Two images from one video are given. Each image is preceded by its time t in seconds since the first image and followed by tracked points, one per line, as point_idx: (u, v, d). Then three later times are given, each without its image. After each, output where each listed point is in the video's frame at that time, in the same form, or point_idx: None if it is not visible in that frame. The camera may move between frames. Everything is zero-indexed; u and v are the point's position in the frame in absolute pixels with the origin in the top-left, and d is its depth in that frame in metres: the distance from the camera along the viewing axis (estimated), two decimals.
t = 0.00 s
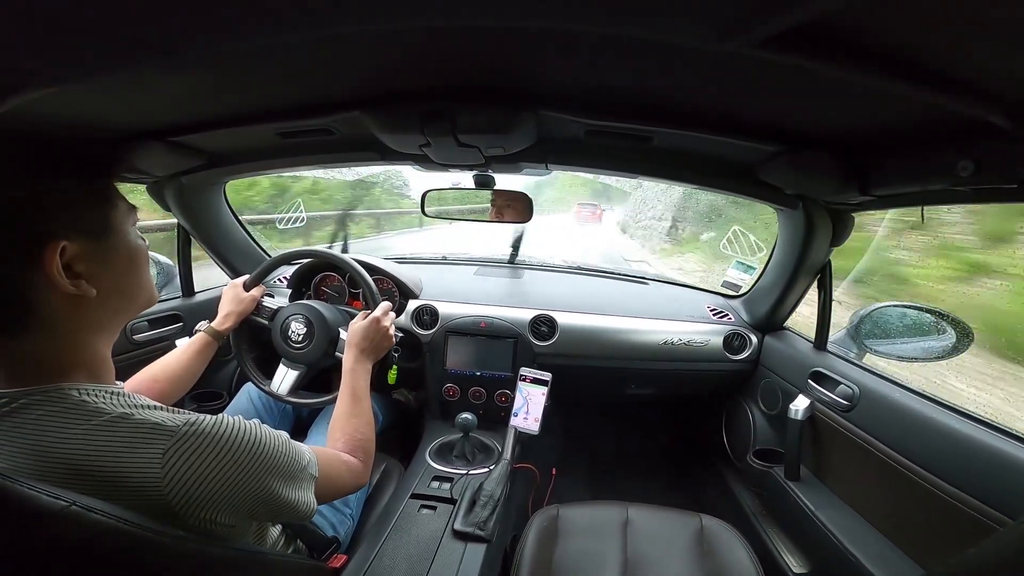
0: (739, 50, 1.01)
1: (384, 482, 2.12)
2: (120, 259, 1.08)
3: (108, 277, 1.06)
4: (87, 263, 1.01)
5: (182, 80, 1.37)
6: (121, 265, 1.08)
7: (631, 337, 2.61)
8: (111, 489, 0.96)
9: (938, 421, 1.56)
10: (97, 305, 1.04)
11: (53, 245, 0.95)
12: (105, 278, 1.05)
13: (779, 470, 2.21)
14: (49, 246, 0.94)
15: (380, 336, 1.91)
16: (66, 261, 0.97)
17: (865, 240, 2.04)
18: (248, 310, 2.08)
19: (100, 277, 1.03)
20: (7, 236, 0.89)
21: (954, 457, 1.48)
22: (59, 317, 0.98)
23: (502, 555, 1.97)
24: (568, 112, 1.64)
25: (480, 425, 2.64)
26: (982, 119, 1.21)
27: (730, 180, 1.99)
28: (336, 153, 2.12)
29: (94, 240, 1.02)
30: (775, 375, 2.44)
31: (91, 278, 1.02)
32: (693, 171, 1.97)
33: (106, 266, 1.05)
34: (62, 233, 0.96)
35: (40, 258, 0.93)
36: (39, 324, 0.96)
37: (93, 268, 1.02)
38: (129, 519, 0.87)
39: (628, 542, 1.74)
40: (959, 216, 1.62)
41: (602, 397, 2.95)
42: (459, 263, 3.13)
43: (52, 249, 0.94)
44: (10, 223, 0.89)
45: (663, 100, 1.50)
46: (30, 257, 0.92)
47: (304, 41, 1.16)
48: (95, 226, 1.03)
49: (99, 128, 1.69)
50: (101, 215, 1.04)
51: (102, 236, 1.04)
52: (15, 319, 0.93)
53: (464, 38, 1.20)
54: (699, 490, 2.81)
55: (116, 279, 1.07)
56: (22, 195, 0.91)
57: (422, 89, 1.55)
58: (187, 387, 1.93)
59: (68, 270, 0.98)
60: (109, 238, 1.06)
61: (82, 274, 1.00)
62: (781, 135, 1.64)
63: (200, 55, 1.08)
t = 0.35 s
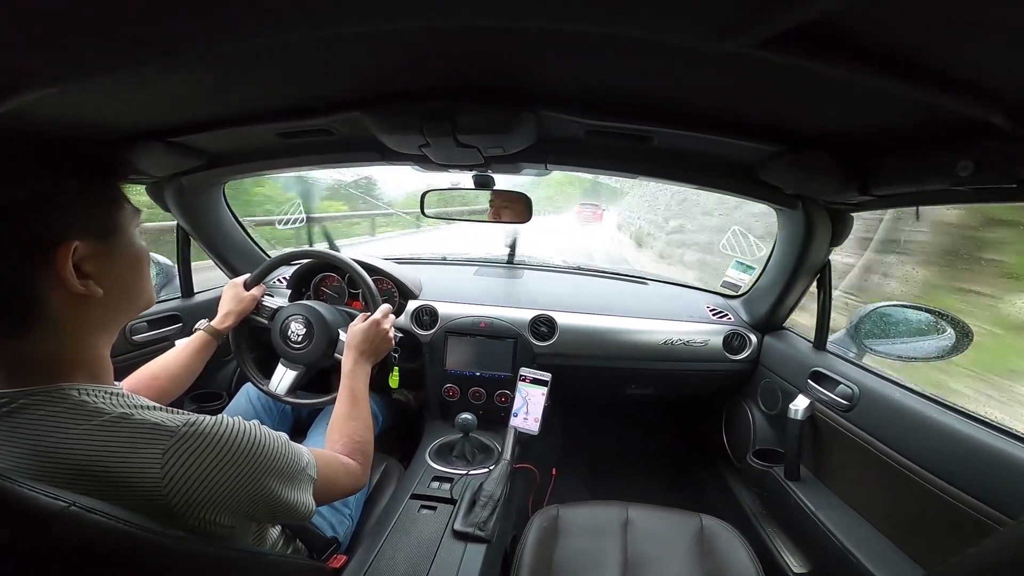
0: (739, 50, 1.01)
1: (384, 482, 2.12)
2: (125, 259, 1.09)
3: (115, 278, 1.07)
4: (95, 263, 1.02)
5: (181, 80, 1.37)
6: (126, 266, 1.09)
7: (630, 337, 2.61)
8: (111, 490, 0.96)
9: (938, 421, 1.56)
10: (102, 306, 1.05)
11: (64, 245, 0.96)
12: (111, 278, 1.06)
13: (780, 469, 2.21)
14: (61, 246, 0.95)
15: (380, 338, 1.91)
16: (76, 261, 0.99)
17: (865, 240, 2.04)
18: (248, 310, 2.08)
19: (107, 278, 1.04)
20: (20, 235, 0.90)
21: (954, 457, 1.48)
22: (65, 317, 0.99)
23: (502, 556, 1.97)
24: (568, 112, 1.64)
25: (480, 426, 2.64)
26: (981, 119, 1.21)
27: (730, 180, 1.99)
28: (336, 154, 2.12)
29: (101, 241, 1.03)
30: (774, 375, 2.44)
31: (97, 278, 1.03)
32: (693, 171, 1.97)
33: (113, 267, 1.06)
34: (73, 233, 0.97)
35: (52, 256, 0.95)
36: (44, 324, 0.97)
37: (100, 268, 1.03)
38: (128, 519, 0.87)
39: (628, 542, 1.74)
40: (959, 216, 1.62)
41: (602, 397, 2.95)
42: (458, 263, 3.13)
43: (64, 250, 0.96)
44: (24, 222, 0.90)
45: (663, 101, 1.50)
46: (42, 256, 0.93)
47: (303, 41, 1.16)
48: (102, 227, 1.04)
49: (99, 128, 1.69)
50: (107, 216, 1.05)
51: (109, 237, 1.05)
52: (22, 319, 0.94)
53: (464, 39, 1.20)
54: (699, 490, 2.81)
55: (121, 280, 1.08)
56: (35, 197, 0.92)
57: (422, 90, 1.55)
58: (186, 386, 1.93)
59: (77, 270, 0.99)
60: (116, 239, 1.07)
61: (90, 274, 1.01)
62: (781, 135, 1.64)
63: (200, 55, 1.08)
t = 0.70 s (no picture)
0: (738, 50, 1.01)
1: (383, 483, 2.12)
2: (120, 259, 1.09)
3: (110, 278, 1.06)
4: (91, 263, 1.02)
5: (180, 81, 1.36)
6: (121, 266, 1.09)
7: (629, 337, 2.61)
8: (108, 491, 0.95)
9: (936, 421, 1.57)
10: (98, 306, 1.05)
11: (61, 245, 0.96)
12: (107, 278, 1.05)
13: (779, 469, 2.21)
14: (58, 245, 0.95)
15: (379, 339, 1.90)
16: (72, 261, 0.98)
17: (864, 240, 2.04)
18: (247, 311, 2.07)
19: (102, 278, 1.04)
20: (19, 234, 0.90)
21: (952, 456, 1.48)
22: (61, 318, 0.98)
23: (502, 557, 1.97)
24: (567, 112, 1.64)
25: (479, 426, 2.64)
26: (980, 120, 1.22)
27: (728, 181, 1.99)
28: (334, 154, 2.12)
29: (97, 241, 1.03)
30: (773, 375, 2.45)
31: (93, 278, 1.02)
32: (693, 171, 1.98)
33: (108, 267, 1.06)
34: (70, 232, 0.97)
35: (50, 256, 0.94)
36: (39, 324, 0.96)
37: (96, 269, 1.03)
38: (126, 520, 0.87)
39: (628, 542, 1.74)
40: (958, 216, 1.62)
41: (601, 398, 2.95)
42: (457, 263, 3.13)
43: (61, 249, 0.96)
44: (22, 222, 0.90)
45: (662, 101, 1.51)
46: (40, 255, 0.93)
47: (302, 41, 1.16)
48: (98, 226, 1.04)
49: (97, 129, 1.68)
50: (103, 216, 1.05)
51: (104, 237, 1.05)
52: (18, 319, 0.93)
53: (463, 39, 1.20)
54: (698, 490, 2.81)
55: (117, 280, 1.08)
56: (33, 197, 0.92)
57: (421, 91, 1.55)
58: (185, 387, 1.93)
59: (74, 270, 0.99)
60: (111, 239, 1.07)
61: (86, 275, 1.01)
62: (780, 135, 1.64)
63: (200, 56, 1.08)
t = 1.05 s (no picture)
0: (736, 50, 1.02)
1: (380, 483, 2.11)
2: (117, 258, 1.09)
3: (107, 276, 1.06)
4: (89, 262, 1.02)
5: (177, 80, 1.36)
6: (117, 265, 1.09)
7: (626, 337, 2.61)
8: (106, 491, 0.95)
9: (932, 421, 1.58)
10: (95, 305, 1.04)
11: (61, 243, 0.96)
12: (104, 276, 1.05)
13: (775, 469, 2.22)
14: (58, 244, 0.95)
15: (376, 337, 1.90)
16: (70, 259, 0.98)
17: (859, 240, 2.05)
18: (241, 313, 2.06)
19: (99, 276, 1.04)
20: (19, 234, 0.90)
21: (948, 455, 1.49)
22: (59, 317, 0.98)
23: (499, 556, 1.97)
24: (565, 112, 1.64)
25: (477, 426, 2.64)
26: (976, 121, 1.22)
27: (725, 181, 2.00)
28: (331, 154, 2.11)
29: (95, 239, 1.03)
30: (769, 375, 2.46)
31: (90, 276, 1.02)
32: (690, 172, 1.98)
33: (105, 265, 1.06)
34: (69, 231, 0.97)
35: (50, 255, 0.94)
36: (36, 324, 0.96)
37: (94, 267, 1.03)
38: (124, 521, 0.87)
39: (626, 541, 1.75)
40: (952, 217, 1.64)
41: (598, 398, 2.95)
42: (454, 263, 3.13)
43: (61, 248, 0.95)
44: (23, 221, 0.90)
45: (660, 102, 1.51)
46: (39, 254, 0.93)
47: (301, 41, 1.15)
48: (95, 225, 1.04)
49: (92, 128, 1.67)
50: (100, 215, 1.05)
51: (102, 236, 1.05)
52: (16, 319, 0.93)
53: (462, 39, 1.20)
54: (695, 490, 2.82)
55: (114, 278, 1.08)
56: (33, 196, 0.92)
57: (418, 90, 1.54)
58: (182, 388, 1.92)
59: (72, 269, 0.98)
60: (108, 238, 1.07)
61: (84, 273, 1.01)
62: (777, 136, 1.65)
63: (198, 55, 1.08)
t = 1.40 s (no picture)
0: (733, 50, 1.02)
1: (377, 483, 2.11)
2: (113, 258, 1.09)
3: (104, 276, 1.06)
4: (86, 261, 1.01)
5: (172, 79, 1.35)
6: (113, 265, 1.09)
7: (624, 337, 2.62)
8: (103, 491, 0.95)
9: (927, 419, 1.58)
10: (91, 305, 1.04)
11: (59, 243, 0.95)
12: (101, 277, 1.05)
13: (771, 467, 2.23)
14: (56, 244, 0.95)
15: (373, 334, 1.90)
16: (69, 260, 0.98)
17: (855, 239, 2.06)
18: (236, 313, 2.06)
19: (97, 276, 1.04)
20: (18, 233, 0.89)
21: (943, 454, 1.50)
22: (55, 317, 0.98)
23: (497, 555, 1.97)
24: (562, 112, 1.64)
25: (474, 425, 2.65)
26: (971, 121, 1.23)
27: (722, 181, 2.00)
28: (328, 153, 2.11)
29: (93, 240, 1.03)
30: (766, 373, 2.47)
31: (88, 276, 1.02)
32: (687, 171, 1.98)
33: (102, 265, 1.06)
34: (68, 232, 0.97)
35: (48, 255, 0.94)
36: (32, 324, 0.95)
37: (91, 267, 1.03)
38: (122, 522, 0.86)
39: (623, 540, 1.75)
40: (947, 216, 1.65)
41: (595, 397, 2.96)
42: (452, 263, 3.14)
43: (60, 249, 0.96)
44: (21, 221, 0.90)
45: (657, 101, 1.51)
46: (37, 254, 0.93)
47: (297, 40, 1.15)
48: (93, 225, 1.03)
49: (87, 127, 1.66)
50: (97, 214, 1.05)
51: (99, 236, 1.05)
52: (14, 320, 0.93)
53: (460, 39, 1.20)
54: (692, 488, 2.83)
55: (111, 278, 1.08)
56: (31, 197, 0.92)
57: (416, 89, 1.54)
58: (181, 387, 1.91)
59: (70, 268, 0.98)
60: (104, 237, 1.07)
61: (82, 273, 1.01)
62: (773, 136, 1.65)
63: (194, 53, 1.07)
